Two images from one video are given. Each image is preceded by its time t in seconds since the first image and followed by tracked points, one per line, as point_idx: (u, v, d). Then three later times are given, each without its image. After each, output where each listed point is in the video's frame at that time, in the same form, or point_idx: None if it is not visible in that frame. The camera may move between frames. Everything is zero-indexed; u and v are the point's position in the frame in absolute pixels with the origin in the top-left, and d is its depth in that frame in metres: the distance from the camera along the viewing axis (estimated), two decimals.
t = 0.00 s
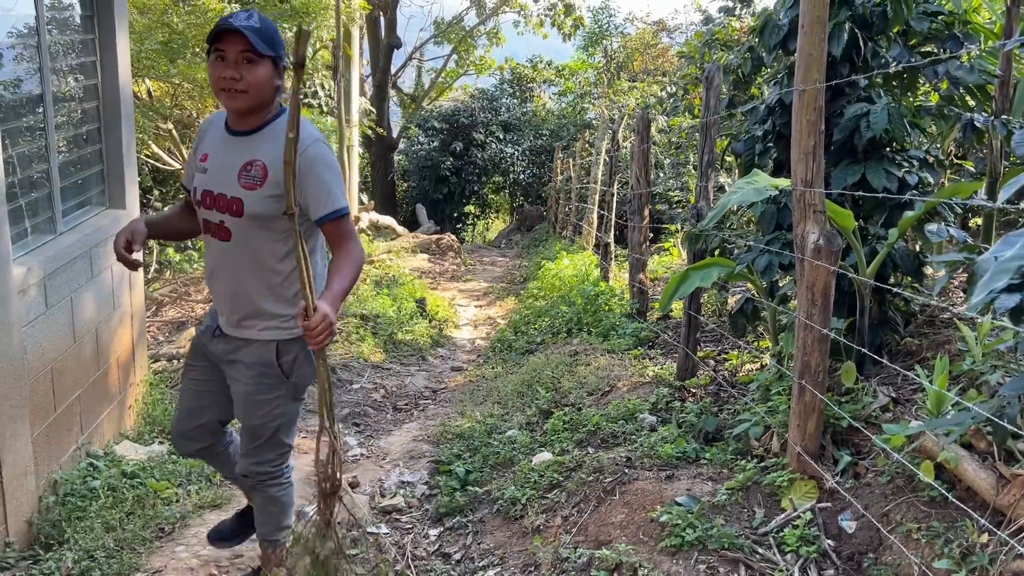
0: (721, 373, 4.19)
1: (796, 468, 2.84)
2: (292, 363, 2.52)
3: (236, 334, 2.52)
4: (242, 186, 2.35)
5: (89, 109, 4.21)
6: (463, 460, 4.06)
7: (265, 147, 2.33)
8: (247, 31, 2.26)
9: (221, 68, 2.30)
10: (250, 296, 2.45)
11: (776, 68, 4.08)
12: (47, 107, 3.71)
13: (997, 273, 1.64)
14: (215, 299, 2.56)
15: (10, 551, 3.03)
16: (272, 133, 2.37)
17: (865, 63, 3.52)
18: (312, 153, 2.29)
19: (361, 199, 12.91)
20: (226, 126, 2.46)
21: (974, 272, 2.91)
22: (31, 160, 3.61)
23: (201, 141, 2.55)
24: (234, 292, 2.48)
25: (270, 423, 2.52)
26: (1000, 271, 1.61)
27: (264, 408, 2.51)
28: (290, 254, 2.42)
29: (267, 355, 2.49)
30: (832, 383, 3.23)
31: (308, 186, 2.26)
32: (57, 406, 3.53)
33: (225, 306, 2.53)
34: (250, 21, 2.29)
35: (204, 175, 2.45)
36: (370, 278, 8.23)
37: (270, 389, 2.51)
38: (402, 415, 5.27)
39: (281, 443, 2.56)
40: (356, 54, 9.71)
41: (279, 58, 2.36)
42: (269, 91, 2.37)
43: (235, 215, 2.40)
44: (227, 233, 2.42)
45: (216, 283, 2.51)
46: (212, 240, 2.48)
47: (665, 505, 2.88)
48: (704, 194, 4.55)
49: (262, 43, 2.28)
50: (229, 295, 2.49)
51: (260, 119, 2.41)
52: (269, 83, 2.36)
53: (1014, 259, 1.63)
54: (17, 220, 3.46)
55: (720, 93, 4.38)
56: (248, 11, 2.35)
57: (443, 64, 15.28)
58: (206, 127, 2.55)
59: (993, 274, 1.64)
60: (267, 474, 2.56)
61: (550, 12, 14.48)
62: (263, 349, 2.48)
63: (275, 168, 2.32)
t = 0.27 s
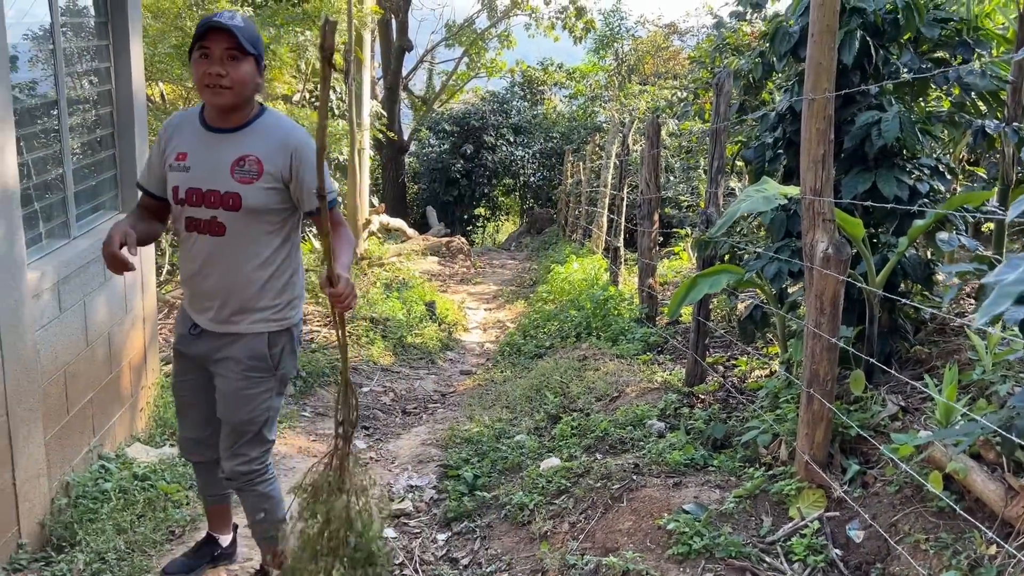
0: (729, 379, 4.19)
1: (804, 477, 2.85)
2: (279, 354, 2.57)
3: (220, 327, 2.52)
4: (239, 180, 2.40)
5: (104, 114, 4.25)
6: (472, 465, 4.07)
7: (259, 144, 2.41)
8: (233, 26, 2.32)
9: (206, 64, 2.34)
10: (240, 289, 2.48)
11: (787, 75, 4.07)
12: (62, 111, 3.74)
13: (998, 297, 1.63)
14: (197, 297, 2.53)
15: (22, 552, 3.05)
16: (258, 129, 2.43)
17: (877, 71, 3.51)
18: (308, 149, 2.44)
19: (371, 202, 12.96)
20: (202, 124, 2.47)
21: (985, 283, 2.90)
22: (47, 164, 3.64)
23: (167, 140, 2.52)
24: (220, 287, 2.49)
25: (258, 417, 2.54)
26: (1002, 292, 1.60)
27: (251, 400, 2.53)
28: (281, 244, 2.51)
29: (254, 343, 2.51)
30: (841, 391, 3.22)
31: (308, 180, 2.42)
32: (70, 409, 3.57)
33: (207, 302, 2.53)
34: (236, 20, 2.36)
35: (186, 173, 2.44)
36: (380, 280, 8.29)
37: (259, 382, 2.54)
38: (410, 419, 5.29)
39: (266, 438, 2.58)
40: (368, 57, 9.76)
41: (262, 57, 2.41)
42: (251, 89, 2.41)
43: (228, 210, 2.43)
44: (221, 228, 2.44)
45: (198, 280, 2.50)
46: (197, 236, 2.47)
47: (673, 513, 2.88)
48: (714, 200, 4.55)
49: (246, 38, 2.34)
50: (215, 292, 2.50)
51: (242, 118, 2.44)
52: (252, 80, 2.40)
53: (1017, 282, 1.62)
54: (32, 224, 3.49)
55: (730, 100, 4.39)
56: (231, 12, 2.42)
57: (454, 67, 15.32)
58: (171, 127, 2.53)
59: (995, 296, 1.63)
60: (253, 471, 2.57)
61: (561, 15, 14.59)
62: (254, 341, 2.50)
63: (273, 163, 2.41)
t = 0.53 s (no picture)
0: (746, 384, 4.18)
1: (822, 483, 2.84)
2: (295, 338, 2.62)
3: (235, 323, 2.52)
4: (253, 176, 2.42)
5: (124, 116, 4.28)
6: (487, 467, 4.08)
7: (267, 139, 2.44)
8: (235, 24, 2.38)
9: (211, 63, 2.37)
10: (254, 283, 2.49)
11: (805, 79, 4.06)
12: (83, 113, 3.77)
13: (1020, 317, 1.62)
14: (210, 291, 2.50)
15: (44, 551, 3.09)
16: (264, 126, 2.46)
17: (895, 75, 3.50)
18: (313, 144, 2.51)
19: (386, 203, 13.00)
20: (202, 122, 2.45)
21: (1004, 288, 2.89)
22: (69, 166, 3.68)
23: (163, 138, 2.47)
24: (234, 283, 2.49)
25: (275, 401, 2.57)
26: None
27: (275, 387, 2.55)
28: (292, 235, 2.56)
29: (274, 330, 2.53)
30: (859, 397, 3.21)
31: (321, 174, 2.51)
32: (90, 409, 3.61)
33: (220, 302, 2.52)
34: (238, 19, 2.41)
35: (193, 172, 2.42)
36: (395, 282, 8.30)
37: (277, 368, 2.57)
38: (426, 421, 5.31)
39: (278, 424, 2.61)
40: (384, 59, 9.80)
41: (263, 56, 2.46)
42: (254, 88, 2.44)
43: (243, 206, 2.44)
44: (238, 224, 2.44)
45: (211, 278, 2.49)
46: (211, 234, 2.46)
47: (690, 518, 2.88)
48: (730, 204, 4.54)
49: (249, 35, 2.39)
50: (228, 288, 2.50)
51: (245, 115, 2.46)
52: (254, 78, 2.43)
53: None
54: (53, 226, 3.52)
55: (748, 104, 4.38)
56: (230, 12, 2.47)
57: (469, 69, 15.36)
58: (163, 126, 2.48)
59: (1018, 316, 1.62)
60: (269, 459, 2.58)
61: (576, 17, 14.61)
62: (274, 324, 2.52)
63: (284, 158, 2.45)
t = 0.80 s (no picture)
0: (763, 389, 4.15)
1: (841, 489, 2.81)
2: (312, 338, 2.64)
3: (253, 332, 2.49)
4: (276, 181, 2.42)
5: (144, 118, 4.32)
6: (502, 470, 4.08)
7: (287, 145, 2.45)
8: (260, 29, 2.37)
9: (235, 67, 2.36)
10: (275, 288, 2.48)
11: (825, 82, 4.03)
12: (104, 114, 3.81)
13: None
14: (228, 298, 2.46)
15: (63, 549, 3.11)
16: (283, 132, 2.47)
17: (916, 78, 3.47)
18: (329, 153, 2.54)
19: (402, 205, 13.04)
20: (219, 125, 2.42)
21: None
22: (90, 167, 3.71)
23: (176, 140, 2.40)
24: (252, 289, 2.46)
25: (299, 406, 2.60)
26: None
27: (299, 392, 2.57)
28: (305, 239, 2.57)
29: (295, 335, 2.54)
30: (878, 402, 3.18)
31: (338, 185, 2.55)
32: (109, 408, 3.63)
33: (234, 310, 2.47)
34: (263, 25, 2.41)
35: (214, 175, 2.38)
36: (410, 284, 8.32)
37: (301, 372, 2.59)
38: (441, 423, 5.31)
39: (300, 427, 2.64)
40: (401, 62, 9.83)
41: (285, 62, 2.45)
42: (276, 93, 2.44)
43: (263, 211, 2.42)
44: (258, 229, 2.42)
45: (225, 284, 2.45)
46: (229, 238, 2.42)
47: (706, 523, 2.87)
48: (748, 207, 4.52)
49: (274, 41, 2.38)
50: (245, 295, 2.46)
51: (265, 121, 2.45)
52: (277, 84, 2.43)
53: None
54: (74, 226, 3.55)
55: (766, 107, 4.36)
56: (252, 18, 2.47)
57: (485, 72, 15.38)
58: (175, 126, 2.41)
59: None
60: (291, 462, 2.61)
61: (593, 20, 14.61)
62: (297, 328, 2.54)
63: (305, 164, 2.47)
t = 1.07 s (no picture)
0: (782, 395, 4.12)
1: (862, 497, 2.78)
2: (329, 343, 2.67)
3: (276, 338, 2.48)
4: (308, 185, 2.42)
5: (165, 122, 4.36)
6: (519, 474, 4.07)
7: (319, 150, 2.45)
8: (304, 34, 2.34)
9: (278, 72, 2.34)
10: (300, 293, 2.49)
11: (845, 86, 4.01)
12: (125, 117, 3.84)
13: None
14: (253, 301, 2.44)
15: (83, 549, 3.14)
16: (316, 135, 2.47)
17: (940, 83, 3.45)
18: (357, 160, 2.54)
19: (418, 209, 13.07)
20: (253, 125, 2.40)
21: None
22: (111, 170, 3.74)
23: (208, 136, 2.37)
24: (279, 294, 2.45)
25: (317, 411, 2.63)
26: None
27: (319, 401, 2.60)
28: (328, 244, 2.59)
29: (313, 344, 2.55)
30: (899, 409, 3.14)
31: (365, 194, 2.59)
32: (129, 409, 3.66)
33: (256, 313, 2.45)
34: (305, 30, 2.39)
35: (248, 176, 2.36)
36: (427, 287, 8.34)
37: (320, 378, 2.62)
38: (457, 426, 5.32)
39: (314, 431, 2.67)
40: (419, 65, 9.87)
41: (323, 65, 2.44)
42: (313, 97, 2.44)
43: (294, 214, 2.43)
44: (289, 232, 2.43)
45: (248, 286, 2.42)
46: (258, 240, 2.41)
47: (725, 530, 2.85)
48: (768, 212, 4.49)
49: (317, 47, 2.37)
50: (269, 299, 2.45)
51: (298, 126, 2.46)
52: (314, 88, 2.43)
53: None
54: (95, 229, 3.58)
55: (786, 112, 4.34)
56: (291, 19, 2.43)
57: (502, 75, 15.40)
58: (208, 123, 2.38)
59: None
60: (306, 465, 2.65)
61: (610, 23, 14.61)
62: (319, 334, 2.56)
63: (337, 169, 2.48)
